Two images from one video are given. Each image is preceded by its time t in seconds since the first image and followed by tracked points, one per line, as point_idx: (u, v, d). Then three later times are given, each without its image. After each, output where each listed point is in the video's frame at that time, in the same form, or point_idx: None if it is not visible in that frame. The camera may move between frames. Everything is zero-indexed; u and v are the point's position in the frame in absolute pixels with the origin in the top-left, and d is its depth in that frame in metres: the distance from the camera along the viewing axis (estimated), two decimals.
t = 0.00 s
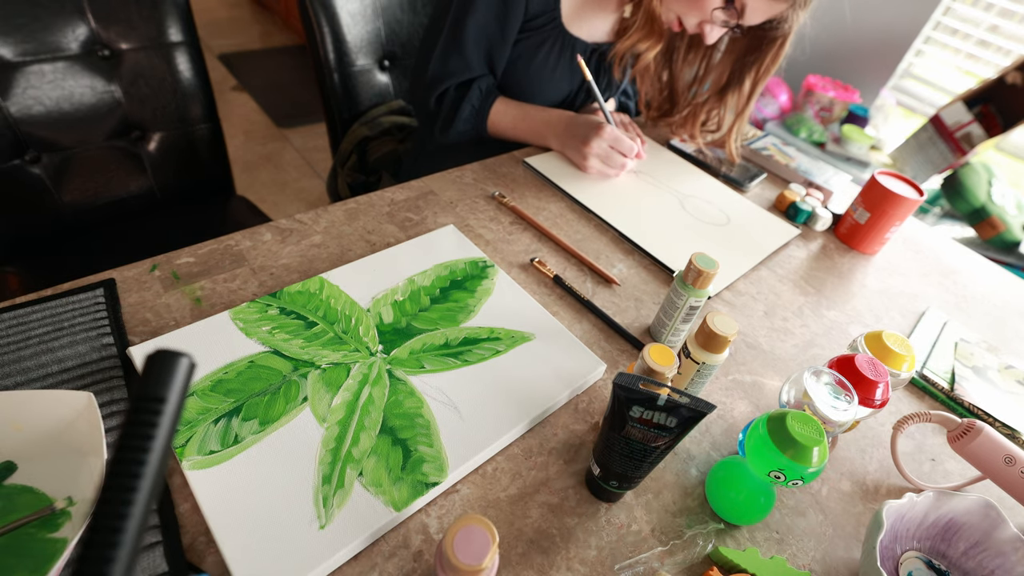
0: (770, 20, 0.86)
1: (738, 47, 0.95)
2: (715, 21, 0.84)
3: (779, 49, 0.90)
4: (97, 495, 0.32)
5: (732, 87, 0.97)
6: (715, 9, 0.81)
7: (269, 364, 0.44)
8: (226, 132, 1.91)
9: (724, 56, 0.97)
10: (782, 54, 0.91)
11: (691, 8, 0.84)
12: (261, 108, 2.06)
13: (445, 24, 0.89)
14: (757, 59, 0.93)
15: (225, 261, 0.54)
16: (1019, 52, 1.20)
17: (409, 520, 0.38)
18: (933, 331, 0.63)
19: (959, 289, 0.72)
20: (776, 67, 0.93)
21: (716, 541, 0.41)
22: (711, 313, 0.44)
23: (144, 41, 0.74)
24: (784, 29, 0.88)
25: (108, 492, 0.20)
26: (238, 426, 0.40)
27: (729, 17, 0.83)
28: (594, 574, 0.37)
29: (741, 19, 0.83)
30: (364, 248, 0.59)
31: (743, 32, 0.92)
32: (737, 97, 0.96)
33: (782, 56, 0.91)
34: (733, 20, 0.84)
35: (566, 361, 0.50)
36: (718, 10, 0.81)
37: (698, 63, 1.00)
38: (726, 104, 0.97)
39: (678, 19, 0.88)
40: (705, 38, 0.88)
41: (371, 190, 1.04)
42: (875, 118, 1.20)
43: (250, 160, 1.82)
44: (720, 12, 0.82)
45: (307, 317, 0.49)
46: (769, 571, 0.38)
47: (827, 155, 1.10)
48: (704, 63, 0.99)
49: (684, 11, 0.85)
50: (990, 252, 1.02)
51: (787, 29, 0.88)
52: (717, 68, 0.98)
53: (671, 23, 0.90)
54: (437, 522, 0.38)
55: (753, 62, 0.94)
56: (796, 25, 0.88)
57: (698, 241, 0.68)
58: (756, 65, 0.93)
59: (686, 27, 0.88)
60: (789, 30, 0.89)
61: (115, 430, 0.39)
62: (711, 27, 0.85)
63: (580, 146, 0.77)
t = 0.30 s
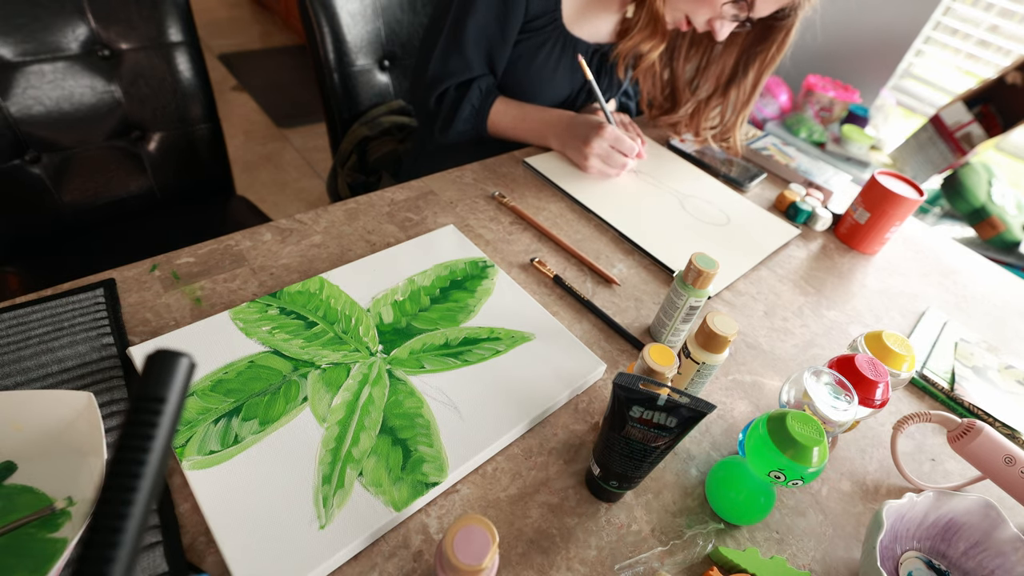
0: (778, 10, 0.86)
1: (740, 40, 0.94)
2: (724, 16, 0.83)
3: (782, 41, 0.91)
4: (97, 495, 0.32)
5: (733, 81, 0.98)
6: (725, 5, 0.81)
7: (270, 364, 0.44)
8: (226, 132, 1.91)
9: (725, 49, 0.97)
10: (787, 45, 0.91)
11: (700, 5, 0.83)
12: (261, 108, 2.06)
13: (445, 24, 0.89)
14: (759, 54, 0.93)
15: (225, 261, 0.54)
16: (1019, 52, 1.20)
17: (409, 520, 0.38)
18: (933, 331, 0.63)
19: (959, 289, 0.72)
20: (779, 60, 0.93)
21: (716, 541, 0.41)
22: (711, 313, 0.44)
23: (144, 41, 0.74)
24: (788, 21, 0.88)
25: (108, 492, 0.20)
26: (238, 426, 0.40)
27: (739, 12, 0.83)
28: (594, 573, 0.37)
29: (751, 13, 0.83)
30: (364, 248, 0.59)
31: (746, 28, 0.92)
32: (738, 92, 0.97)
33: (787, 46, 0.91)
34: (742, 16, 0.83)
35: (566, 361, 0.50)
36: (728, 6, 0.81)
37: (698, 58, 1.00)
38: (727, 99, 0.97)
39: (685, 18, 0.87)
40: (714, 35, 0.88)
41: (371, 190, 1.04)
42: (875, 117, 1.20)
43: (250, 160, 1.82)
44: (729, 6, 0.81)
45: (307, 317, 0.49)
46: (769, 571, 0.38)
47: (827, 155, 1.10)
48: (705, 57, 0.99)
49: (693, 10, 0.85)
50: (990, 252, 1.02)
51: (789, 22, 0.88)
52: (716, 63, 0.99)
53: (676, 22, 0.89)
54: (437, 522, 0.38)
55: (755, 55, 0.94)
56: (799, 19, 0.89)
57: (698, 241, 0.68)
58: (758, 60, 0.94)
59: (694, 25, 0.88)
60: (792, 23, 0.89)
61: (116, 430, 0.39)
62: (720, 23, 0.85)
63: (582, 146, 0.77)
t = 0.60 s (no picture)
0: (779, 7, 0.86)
1: (740, 36, 0.94)
2: (729, 14, 0.83)
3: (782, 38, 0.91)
4: (97, 495, 0.32)
5: (733, 79, 0.98)
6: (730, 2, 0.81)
7: (270, 364, 0.44)
8: (226, 132, 1.91)
9: (725, 46, 0.96)
10: (788, 40, 0.91)
11: (705, 3, 0.83)
12: (261, 108, 2.06)
13: (446, 24, 0.89)
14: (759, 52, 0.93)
15: (225, 261, 0.54)
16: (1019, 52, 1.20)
17: (409, 520, 0.38)
18: (933, 331, 0.63)
19: (959, 289, 0.72)
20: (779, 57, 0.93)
21: (716, 541, 0.41)
22: (711, 313, 0.44)
23: (144, 41, 0.74)
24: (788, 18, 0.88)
25: (108, 492, 0.20)
26: (238, 426, 0.40)
27: (743, 8, 0.83)
28: (594, 574, 0.37)
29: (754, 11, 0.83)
30: (364, 248, 0.59)
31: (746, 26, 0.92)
32: (738, 90, 0.97)
33: (787, 41, 0.91)
34: (746, 13, 0.84)
35: (566, 361, 0.50)
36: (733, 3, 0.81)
37: (698, 56, 1.00)
38: (727, 97, 0.98)
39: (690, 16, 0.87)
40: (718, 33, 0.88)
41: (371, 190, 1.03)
42: (875, 117, 1.20)
43: (250, 160, 1.82)
44: (734, 4, 0.81)
45: (307, 317, 0.49)
46: (769, 571, 0.38)
47: (828, 156, 1.10)
48: (704, 55, 0.99)
49: (698, 9, 0.85)
50: (990, 252, 1.02)
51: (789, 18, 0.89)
52: (716, 61, 0.98)
53: (680, 21, 0.89)
54: (437, 522, 0.38)
55: (755, 51, 0.94)
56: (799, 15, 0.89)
57: (698, 241, 0.68)
58: (758, 57, 0.94)
59: (698, 23, 0.88)
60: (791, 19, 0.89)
61: (116, 430, 0.39)
62: (725, 21, 0.85)
63: (583, 149, 0.77)
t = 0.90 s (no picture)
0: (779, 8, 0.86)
1: (740, 38, 0.94)
2: (729, 15, 0.83)
3: (782, 39, 0.91)
4: (97, 495, 0.32)
5: (733, 80, 0.98)
6: (731, 3, 0.81)
7: (270, 364, 0.44)
8: (226, 132, 1.91)
9: (725, 47, 0.96)
10: (787, 42, 0.91)
11: (705, 4, 0.83)
12: (261, 108, 2.06)
13: (446, 23, 0.89)
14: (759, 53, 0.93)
15: (225, 261, 0.54)
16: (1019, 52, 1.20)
17: (409, 520, 0.38)
18: (933, 331, 0.63)
19: (959, 289, 0.72)
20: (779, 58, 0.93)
21: (716, 541, 0.41)
22: (711, 313, 0.44)
23: (144, 41, 0.74)
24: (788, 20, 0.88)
25: (108, 492, 0.20)
26: (238, 426, 0.40)
27: (744, 9, 0.82)
28: (594, 574, 0.37)
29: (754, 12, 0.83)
30: (364, 248, 0.59)
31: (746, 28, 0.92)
32: (738, 91, 0.97)
33: (787, 43, 0.91)
34: (746, 14, 0.83)
35: (566, 360, 0.50)
36: (734, 4, 0.81)
37: (698, 57, 1.00)
38: (727, 98, 0.98)
39: (691, 17, 0.87)
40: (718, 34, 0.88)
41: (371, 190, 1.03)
42: (875, 117, 1.20)
43: (250, 160, 1.82)
44: (735, 4, 0.81)
45: (307, 317, 0.49)
46: (769, 571, 0.38)
47: (828, 155, 1.10)
48: (704, 56, 0.99)
49: (697, 9, 0.85)
50: (990, 252, 1.02)
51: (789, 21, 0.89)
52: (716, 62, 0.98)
53: (681, 22, 0.89)
54: (437, 522, 0.38)
55: (755, 53, 0.94)
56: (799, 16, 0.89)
57: (698, 241, 0.68)
58: (758, 58, 0.94)
59: (699, 24, 0.87)
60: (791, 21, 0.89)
61: (115, 431, 0.39)
62: (726, 22, 0.84)
63: (584, 147, 0.77)
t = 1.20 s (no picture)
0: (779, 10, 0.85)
1: (740, 39, 0.94)
2: (729, 17, 0.83)
3: (782, 41, 0.91)
4: (98, 495, 0.32)
5: (733, 81, 0.98)
6: (731, 4, 0.81)
7: (270, 364, 0.44)
8: (226, 132, 1.91)
9: (725, 49, 0.96)
10: (787, 44, 0.91)
11: (705, 6, 0.83)
12: (261, 108, 2.06)
13: (446, 23, 0.89)
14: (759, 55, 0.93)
15: (225, 261, 0.54)
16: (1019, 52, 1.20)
17: (409, 520, 0.38)
18: (933, 331, 0.63)
19: (959, 289, 0.72)
20: (779, 59, 0.93)
21: (716, 541, 0.41)
22: (711, 313, 0.44)
23: (144, 41, 0.74)
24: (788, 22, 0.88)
25: (108, 492, 0.20)
26: (238, 426, 0.40)
27: (744, 12, 0.82)
28: (594, 574, 0.37)
29: (754, 14, 0.83)
30: (364, 248, 0.59)
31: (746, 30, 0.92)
32: (738, 92, 0.97)
33: (787, 45, 0.91)
34: (746, 16, 0.83)
35: (566, 361, 0.50)
36: (733, 6, 0.81)
37: (698, 58, 1.00)
38: (727, 99, 0.98)
39: (691, 18, 0.87)
40: (718, 36, 0.88)
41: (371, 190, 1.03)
42: (875, 117, 1.20)
43: (250, 160, 1.82)
44: (735, 6, 0.81)
45: (307, 317, 0.49)
46: (769, 571, 0.38)
47: (828, 156, 1.10)
48: (704, 57, 0.99)
49: (697, 10, 0.84)
50: (990, 252, 1.02)
51: (789, 23, 0.88)
52: (715, 63, 0.98)
53: (681, 23, 0.89)
54: (437, 522, 0.38)
55: (755, 54, 0.94)
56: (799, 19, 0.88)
57: (698, 241, 0.68)
58: (758, 60, 0.94)
59: (699, 25, 0.87)
60: (791, 23, 0.89)
61: (115, 431, 0.39)
62: (726, 23, 0.84)
63: (584, 147, 0.77)
